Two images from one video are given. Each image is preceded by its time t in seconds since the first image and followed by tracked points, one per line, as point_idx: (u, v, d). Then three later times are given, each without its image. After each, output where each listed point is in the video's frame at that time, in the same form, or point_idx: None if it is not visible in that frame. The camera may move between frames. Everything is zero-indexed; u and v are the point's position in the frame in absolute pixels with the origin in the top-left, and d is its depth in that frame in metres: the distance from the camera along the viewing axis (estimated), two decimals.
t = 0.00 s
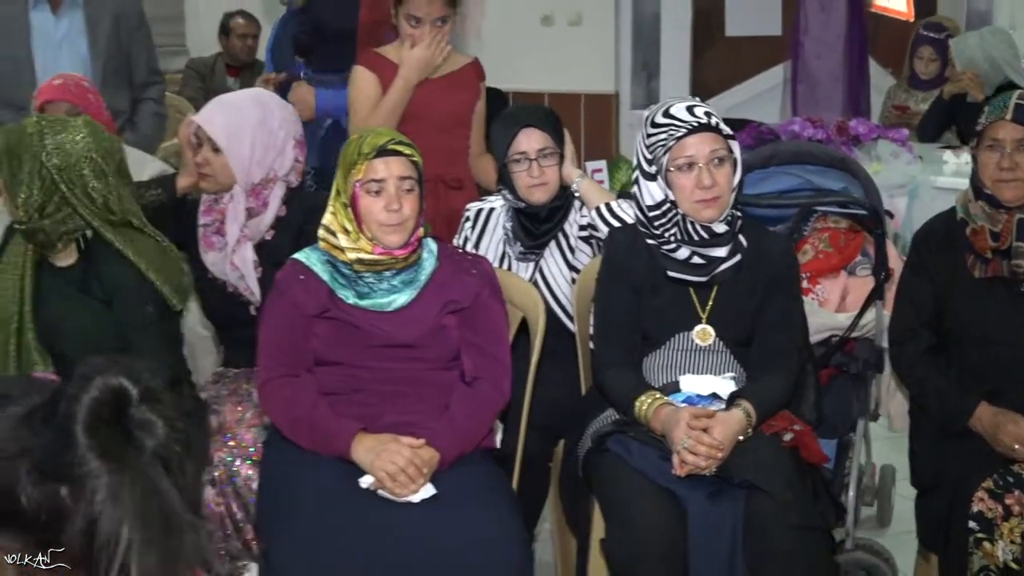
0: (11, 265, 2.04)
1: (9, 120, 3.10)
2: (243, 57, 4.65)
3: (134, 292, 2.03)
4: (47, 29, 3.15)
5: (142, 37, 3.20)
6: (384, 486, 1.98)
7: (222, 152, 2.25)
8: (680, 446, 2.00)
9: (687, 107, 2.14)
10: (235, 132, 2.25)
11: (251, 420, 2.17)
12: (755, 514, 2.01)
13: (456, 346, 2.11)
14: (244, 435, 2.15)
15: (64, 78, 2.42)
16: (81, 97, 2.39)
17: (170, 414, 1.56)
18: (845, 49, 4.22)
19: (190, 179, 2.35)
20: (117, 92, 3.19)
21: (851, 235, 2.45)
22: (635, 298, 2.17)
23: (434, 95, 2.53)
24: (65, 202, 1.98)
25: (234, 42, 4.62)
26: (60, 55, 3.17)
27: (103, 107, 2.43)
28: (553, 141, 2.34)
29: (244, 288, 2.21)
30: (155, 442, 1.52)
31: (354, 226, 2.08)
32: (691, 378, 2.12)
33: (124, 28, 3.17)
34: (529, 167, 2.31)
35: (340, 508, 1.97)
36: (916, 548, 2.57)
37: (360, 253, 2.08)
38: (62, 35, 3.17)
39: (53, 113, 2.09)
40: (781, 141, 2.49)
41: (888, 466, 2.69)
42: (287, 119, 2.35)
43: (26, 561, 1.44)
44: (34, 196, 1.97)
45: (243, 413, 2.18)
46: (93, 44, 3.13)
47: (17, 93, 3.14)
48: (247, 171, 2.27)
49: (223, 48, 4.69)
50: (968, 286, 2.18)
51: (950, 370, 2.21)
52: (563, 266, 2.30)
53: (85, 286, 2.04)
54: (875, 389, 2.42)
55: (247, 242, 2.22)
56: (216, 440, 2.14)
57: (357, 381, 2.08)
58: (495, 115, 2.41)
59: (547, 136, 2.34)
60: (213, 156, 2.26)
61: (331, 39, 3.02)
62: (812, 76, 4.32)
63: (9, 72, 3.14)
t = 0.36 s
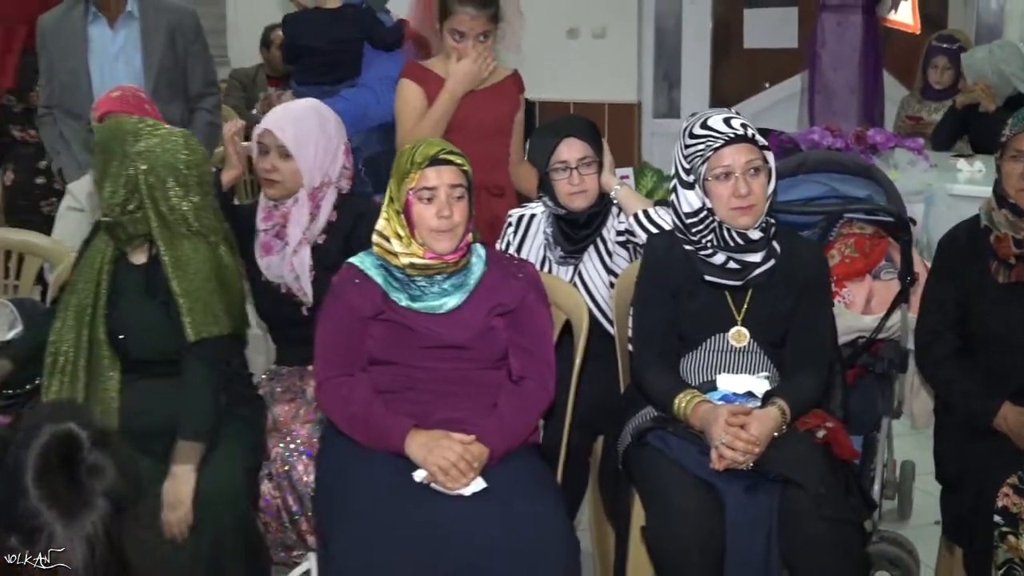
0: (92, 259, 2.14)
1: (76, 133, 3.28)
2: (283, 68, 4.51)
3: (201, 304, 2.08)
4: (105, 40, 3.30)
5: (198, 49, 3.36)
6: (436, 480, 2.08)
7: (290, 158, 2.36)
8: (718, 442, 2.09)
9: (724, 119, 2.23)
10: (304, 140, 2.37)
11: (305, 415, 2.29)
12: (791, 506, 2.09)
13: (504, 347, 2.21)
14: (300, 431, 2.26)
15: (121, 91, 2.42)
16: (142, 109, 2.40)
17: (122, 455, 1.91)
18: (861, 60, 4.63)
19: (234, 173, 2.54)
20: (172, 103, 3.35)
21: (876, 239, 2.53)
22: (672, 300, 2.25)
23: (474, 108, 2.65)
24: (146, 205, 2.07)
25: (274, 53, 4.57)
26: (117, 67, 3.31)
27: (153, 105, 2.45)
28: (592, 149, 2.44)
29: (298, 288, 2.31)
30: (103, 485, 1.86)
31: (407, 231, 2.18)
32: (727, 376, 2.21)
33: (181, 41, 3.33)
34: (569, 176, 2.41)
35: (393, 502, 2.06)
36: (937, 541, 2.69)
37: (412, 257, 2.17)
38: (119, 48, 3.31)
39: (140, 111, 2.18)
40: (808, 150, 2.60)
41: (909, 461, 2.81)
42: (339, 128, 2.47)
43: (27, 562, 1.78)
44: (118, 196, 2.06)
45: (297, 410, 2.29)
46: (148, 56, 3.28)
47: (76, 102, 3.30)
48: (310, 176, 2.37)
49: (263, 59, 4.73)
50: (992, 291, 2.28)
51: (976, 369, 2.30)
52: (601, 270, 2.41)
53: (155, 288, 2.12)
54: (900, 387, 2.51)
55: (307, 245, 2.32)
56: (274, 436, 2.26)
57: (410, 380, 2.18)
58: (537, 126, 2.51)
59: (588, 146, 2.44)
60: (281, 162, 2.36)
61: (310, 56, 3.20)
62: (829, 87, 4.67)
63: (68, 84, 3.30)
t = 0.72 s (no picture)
0: (164, 255, 2.35)
1: (132, 142, 3.40)
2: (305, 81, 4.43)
3: (261, 299, 2.28)
4: (159, 53, 3.41)
5: (246, 61, 3.52)
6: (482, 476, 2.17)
7: (353, 165, 2.48)
8: (751, 440, 2.16)
9: (756, 131, 2.31)
10: (357, 131, 2.50)
11: (352, 413, 2.39)
12: (819, 503, 2.14)
13: (545, 348, 2.31)
14: (349, 427, 2.36)
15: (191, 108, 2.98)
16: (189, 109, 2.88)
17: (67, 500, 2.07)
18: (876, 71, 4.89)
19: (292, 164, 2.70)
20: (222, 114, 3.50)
21: (898, 246, 2.64)
22: (704, 303, 2.33)
23: (511, 119, 2.73)
24: (222, 204, 2.31)
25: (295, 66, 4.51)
26: (171, 78, 3.43)
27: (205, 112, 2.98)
28: (627, 158, 2.53)
29: (347, 287, 2.43)
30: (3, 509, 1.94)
31: (453, 237, 2.28)
32: (759, 376, 2.29)
33: (231, 54, 3.48)
34: (605, 184, 2.50)
35: (439, 498, 2.15)
36: (957, 534, 2.78)
37: (458, 263, 2.27)
38: (174, 60, 3.43)
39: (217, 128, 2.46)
40: (834, 160, 2.68)
41: (928, 459, 2.92)
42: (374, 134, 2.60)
43: None
44: (196, 195, 2.31)
45: (344, 406, 2.40)
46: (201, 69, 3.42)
47: (133, 113, 3.41)
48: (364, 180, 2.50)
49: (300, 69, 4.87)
50: (1013, 298, 2.37)
51: (998, 373, 2.38)
52: (635, 274, 2.51)
53: (219, 284, 2.33)
54: (920, 388, 2.58)
55: (364, 248, 2.45)
56: (323, 431, 2.36)
57: (456, 379, 2.28)
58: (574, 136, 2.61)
59: (623, 155, 2.53)
60: (343, 171, 2.47)
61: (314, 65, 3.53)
62: (845, 97, 4.95)
63: (124, 95, 3.40)
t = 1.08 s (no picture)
0: (216, 255, 2.45)
1: (182, 144, 3.46)
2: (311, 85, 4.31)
3: (307, 294, 2.37)
4: (206, 59, 3.48)
5: (287, 68, 3.63)
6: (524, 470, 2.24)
7: (407, 167, 2.53)
8: (786, 437, 2.19)
9: (791, 137, 2.36)
10: (402, 131, 2.58)
11: (397, 407, 2.48)
12: (852, 500, 2.17)
13: (585, 346, 2.38)
14: (396, 422, 2.44)
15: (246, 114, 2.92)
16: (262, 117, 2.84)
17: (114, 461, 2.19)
18: (902, 76, 4.99)
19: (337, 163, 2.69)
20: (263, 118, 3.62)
21: (927, 247, 2.69)
22: (740, 303, 2.37)
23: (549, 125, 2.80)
24: (269, 202, 2.41)
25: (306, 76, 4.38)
26: (220, 85, 3.50)
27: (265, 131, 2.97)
28: (664, 162, 2.60)
29: (393, 284, 2.50)
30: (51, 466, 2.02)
31: (496, 239, 2.36)
32: (793, 375, 2.33)
33: (273, 60, 3.59)
34: (642, 187, 2.58)
35: (483, 491, 2.22)
36: (982, 529, 2.84)
37: (502, 263, 2.35)
38: (222, 66, 3.50)
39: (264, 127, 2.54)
40: (865, 165, 2.73)
41: (954, 455, 2.98)
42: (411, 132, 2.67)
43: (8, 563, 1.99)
44: (244, 196, 2.40)
45: (390, 401, 2.49)
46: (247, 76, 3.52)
47: (181, 116, 3.47)
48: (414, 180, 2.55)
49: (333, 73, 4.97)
50: None
51: None
52: (670, 274, 2.59)
53: (270, 281, 2.44)
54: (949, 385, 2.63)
55: (413, 246, 2.51)
56: (370, 425, 2.45)
57: (498, 376, 2.35)
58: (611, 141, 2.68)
59: (659, 158, 2.60)
60: (400, 175, 2.51)
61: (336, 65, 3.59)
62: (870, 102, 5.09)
63: (173, 100, 3.47)
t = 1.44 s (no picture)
0: (248, 258, 2.49)
1: (210, 149, 3.51)
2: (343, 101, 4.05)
3: (337, 293, 2.40)
4: (236, 68, 3.53)
5: (323, 79, 3.57)
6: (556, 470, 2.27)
7: (443, 171, 2.58)
8: (815, 437, 2.22)
9: (820, 140, 2.39)
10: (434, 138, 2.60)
11: (431, 406, 2.53)
12: (880, 499, 2.19)
13: (616, 347, 2.41)
14: (426, 419, 2.51)
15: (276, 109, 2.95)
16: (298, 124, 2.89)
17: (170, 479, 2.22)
18: (917, 78, 5.05)
19: (376, 179, 2.65)
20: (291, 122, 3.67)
21: (949, 248, 2.71)
22: (767, 304, 2.41)
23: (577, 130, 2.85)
24: (299, 206, 2.44)
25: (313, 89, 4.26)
26: (249, 92, 3.55)
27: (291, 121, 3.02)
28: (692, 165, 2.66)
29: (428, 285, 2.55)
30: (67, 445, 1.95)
31: (528, 242, 2.40)
32: (819, 375, 2.35)
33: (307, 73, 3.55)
34: (670, 190, 2.63)
35: (516, 490, 2.26)
36: (1004, 525, 2.87)
37: (534, 266, 2.39)
38: (251, 75, 3.55)
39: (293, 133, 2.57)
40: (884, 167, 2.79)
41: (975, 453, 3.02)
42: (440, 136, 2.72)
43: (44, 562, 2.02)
44: (274, 201, 2.44)
45: (423, 400, 2.54)
46: (276, 82, 3.56)
47: (210, 122, 3.52)
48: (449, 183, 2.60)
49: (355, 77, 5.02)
50: None
51: None
52: (697, 275, 2.65)
53: (302, 283, 2.46)
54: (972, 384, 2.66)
55: (447, 248, 2.56)
56: (403, 423, 2.51)
57: (530, 376, 2.40)
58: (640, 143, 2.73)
59: (686, 161, 2.65)
60: (436, 179, 2.56)
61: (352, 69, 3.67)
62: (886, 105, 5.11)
63: (201, 106, 3.52)
